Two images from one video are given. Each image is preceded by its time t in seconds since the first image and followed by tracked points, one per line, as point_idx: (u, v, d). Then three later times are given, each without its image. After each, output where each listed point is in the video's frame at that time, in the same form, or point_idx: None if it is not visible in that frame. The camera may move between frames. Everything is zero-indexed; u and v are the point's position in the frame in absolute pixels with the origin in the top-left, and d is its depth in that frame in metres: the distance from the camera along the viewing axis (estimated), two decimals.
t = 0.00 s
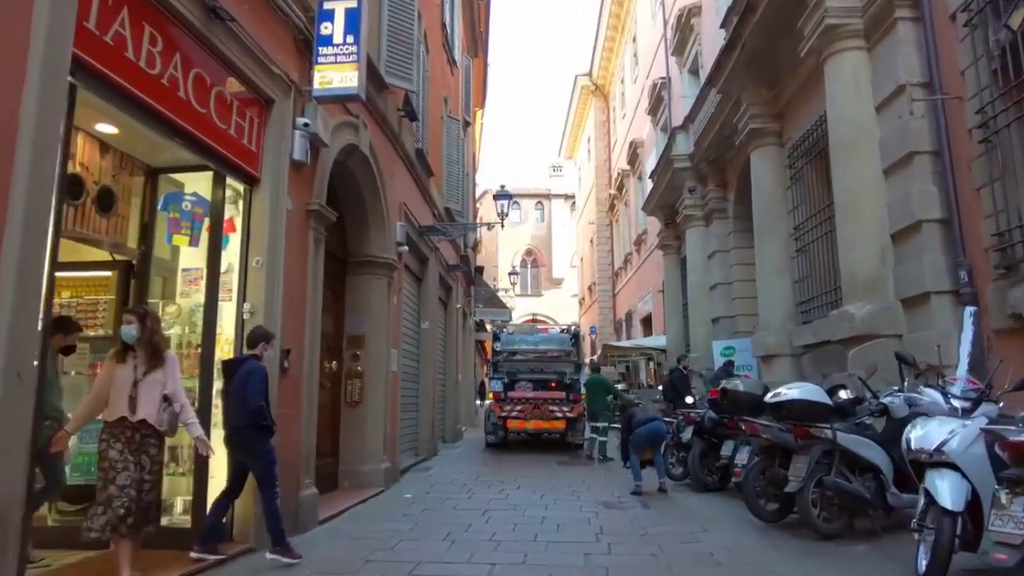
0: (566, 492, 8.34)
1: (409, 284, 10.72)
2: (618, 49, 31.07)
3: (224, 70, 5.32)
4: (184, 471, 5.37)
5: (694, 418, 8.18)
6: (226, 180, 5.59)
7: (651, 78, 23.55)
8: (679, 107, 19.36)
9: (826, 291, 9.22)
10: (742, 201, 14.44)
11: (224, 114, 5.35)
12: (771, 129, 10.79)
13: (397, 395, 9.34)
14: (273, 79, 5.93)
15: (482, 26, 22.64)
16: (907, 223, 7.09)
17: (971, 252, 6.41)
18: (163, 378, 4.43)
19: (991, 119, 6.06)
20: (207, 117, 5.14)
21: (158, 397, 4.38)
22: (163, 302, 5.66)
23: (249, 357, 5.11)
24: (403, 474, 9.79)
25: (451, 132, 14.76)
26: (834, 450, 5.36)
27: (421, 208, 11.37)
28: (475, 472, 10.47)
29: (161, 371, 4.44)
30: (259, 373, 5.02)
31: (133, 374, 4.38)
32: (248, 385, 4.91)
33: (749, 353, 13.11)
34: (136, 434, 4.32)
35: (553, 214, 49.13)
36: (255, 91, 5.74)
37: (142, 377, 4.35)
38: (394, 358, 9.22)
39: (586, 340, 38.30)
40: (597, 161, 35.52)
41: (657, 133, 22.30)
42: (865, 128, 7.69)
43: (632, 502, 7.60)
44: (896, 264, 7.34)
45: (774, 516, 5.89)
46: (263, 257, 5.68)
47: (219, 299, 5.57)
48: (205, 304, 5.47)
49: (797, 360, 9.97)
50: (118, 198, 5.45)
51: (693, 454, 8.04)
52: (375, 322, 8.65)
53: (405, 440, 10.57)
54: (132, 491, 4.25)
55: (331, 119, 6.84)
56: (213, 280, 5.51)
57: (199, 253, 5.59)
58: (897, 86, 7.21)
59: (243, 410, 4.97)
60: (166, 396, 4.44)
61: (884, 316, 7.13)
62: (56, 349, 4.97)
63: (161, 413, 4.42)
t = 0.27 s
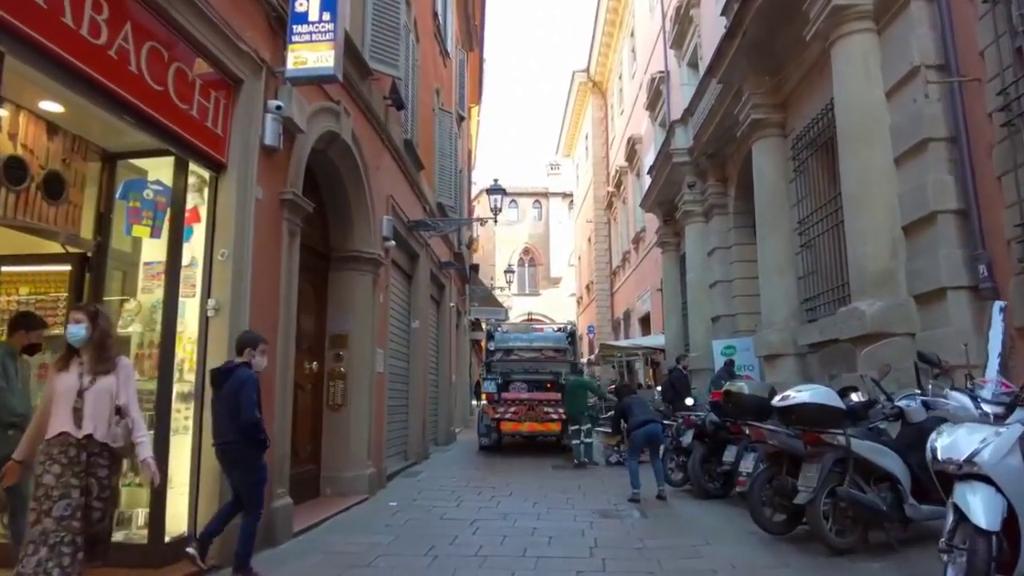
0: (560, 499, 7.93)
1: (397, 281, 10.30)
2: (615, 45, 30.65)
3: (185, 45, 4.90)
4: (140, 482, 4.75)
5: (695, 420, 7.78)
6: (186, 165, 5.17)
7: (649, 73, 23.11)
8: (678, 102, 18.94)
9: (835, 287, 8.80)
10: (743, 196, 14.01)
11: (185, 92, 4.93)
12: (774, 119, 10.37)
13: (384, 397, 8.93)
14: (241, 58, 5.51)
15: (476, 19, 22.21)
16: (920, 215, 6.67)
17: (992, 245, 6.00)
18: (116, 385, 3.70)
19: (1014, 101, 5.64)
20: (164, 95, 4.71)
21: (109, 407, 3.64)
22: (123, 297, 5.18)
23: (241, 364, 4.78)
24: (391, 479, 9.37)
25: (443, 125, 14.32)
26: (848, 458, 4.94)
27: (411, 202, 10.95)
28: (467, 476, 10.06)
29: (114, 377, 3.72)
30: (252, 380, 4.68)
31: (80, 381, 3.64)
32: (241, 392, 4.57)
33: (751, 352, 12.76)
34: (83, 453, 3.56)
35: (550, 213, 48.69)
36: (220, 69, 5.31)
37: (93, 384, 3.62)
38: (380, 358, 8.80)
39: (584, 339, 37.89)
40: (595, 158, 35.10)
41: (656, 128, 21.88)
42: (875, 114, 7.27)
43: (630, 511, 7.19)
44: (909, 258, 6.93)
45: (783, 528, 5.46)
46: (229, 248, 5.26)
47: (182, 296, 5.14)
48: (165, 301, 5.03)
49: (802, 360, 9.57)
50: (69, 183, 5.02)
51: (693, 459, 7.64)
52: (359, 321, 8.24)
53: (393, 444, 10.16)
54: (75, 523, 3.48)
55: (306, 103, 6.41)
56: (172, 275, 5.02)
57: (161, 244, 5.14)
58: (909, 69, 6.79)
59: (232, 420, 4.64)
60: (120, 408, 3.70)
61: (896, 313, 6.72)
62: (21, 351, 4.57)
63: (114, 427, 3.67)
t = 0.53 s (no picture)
0: (555, 502, 7.54)
1: (387, 273, 9.90)
2: (615, 39, 30.24)
3: (149, 12, 4.48)
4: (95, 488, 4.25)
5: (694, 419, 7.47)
6: (147, 142, 4.75)
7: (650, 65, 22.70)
8: (679, 94, 18.53)
9: (845, 280, 8.41)
10: (746, 188, 13.62)
11: (148, 63, 4.50)
12: (780, 106, 9.96)
13: (372, 394, 8.53)
14: (212, 29, 5.08)
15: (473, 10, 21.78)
16: (939, 200, 6.26)
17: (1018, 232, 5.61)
18: (54, 380, 3.07)
19: None
20: (122, 64, 4.29)
21: (42, 405, 3.00)
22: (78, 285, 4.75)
23: (210, 355, 4.45)
24: (379, 480, 8.97)
25: (437, 115, 13.91)
26: (867, 460, 4.54)
27: (402, 193, 10.54)
28: (459, 477, 9.66)
29: (51, 370, 3.08)
30: (215, 374, 4.33)
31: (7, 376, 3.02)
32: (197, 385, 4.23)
33: (754, 349, 12.43)
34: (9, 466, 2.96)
35: (549, 210, 48.26)
36: (188, 39, 4.89)
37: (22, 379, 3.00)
38: (368, 354, 8.41)
39: (583, 337, 37.50)
40: (594, 154, 34.69)
41: (656, 122, 21.46)
42: (889, 95, 6.84)
43: (629, 515, 6.80)
44: (926, 247, 6.53)
45: (794, 535, 5.06)
46: (195, 233, 4.86)
47: (142, 283, 4.75)
48: (122, 289, 4.62)
49: (809, 356, 9.18)
50: (14, 156, 4.45)
51: (696, 460, 7.25)
52: (345, 314, 7.84)
53: (382, 444, 9.77)
54: None
55: (282, 81, 5.98)
56: (133, 259, 4.66)
57: (123, 228, 4.70)
58: (928, 46, 6.37)
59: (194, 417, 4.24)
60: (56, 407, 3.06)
61: (914, 306, 6.31)
62: None
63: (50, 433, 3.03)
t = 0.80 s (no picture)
0: (551, 510, 7.16)
1: (377, 270, 9.51)
2: (614, 35, 29.87)
3: None
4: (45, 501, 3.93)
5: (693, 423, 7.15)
6: (106, 125, 4.35)
7: (649, 61, 22.34)
8: (679, 89, 18.17)
9: (854, 277, 8.03)
10: (749, 184, 13.25)
11: (104, 36, 4.12)
12: (785, 97, 9.58)
13: (359, 396, 8.15)
14: (177, 2, 4.68)
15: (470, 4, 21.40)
16: (958, 190, 5.89)
17: None
18: None
19: None
20: (73, 36, 3.90)
21: None
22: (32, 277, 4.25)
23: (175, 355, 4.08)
24: (367, 485, 8.59)
25: (432, 107, 13.52)
26: (889, 472, 4.16)
27: (393, 186, 10.14)
28: (451, 482, 9.28)
29: None
30: (171, 377, 3.95)
31: None
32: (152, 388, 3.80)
33: (758, 349, 12.09)
34: None
35: (547, 209, 47.87)
36: (153, 14, 4.52)
37: None
38: (355, 354, 8.03)
39: (582, 337, 37.15)
40: (593, 152, 34.33)
41: (656, 117, 21.10)
42: (904, 80, 6.45)
43: (628, 525, 6.41)
44: (943, 241, 6.15)
45: (805, 551, 4.69)
46: (156, 221, 4.48)
47: (100, 277, 4.36)
48: (75, 283, 4.23)
49: (817, 357, 8.81)
50: None
51: (698, 466, 6.87)
52: (330, 312, 7.47)
53: (372, 447, 9.39)
54: None
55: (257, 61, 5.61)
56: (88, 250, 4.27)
57: (78, 218, 4.29)
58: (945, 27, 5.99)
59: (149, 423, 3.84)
60: None
61: (931, 303, 5.95)
62: None
63: None
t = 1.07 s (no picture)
0: (543, 513, 6.73)
1: (364, 260, 9.09)
2: (612, 27, 29.42)
3: None
4: None
5: (695, 419, 6.74)
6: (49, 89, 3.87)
7: (647, 51, 21.90)
8: (678, 79, 17.75)
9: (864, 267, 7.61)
10: (750, 174, 12.84)
11: None
12: (791, 79, 9.16)
13: (342, 392, 7.72)
14: None
15: None
16: (981, 170, 5.47)
17: None
18: None
19: None
20: None
21: None
22: None
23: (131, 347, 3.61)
24: (350, 486, 8.15)
25: (424, 95, 13.09)
26: (916, 473, 3.70)
27: (381, 174, 9.71)
28: (440, 482, 8.85)
29: None
30: (114, 369, 3.52)
31: None
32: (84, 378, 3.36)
33: (760, 344, 11.67)
34: None
35: (544, 205, 47.42)
36: None
37: None
38: (338, 347, 7.59)
39: (579, 335, 36.74)
40: (591, 147, 33.90)
41: (654, 109, 20.67)
42: (923, 54, 6.03)
43: (626, 530, 5.98)
44: (964, 225, 5.74)
45: (820, 559, 4.26)
46: (105, 197, 4.04)
47: (41, 258, 3.90)
48: (9, 266, 3.73)
49: (824, 351, 8.39)
50: None
51: (701, 466, 6.44)
52: (310, 303, 7.04)
53: (357, 447, 8.95)
54: None
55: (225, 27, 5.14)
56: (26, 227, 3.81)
57: (15, 193, 3.78)
58: None
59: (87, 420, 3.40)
60: None
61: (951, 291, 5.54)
62: None
63: None
